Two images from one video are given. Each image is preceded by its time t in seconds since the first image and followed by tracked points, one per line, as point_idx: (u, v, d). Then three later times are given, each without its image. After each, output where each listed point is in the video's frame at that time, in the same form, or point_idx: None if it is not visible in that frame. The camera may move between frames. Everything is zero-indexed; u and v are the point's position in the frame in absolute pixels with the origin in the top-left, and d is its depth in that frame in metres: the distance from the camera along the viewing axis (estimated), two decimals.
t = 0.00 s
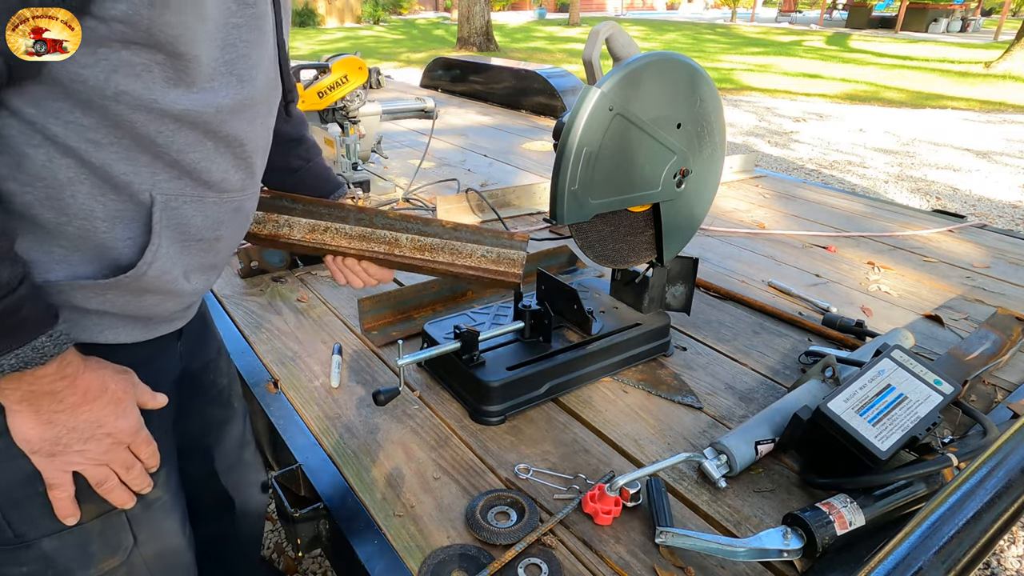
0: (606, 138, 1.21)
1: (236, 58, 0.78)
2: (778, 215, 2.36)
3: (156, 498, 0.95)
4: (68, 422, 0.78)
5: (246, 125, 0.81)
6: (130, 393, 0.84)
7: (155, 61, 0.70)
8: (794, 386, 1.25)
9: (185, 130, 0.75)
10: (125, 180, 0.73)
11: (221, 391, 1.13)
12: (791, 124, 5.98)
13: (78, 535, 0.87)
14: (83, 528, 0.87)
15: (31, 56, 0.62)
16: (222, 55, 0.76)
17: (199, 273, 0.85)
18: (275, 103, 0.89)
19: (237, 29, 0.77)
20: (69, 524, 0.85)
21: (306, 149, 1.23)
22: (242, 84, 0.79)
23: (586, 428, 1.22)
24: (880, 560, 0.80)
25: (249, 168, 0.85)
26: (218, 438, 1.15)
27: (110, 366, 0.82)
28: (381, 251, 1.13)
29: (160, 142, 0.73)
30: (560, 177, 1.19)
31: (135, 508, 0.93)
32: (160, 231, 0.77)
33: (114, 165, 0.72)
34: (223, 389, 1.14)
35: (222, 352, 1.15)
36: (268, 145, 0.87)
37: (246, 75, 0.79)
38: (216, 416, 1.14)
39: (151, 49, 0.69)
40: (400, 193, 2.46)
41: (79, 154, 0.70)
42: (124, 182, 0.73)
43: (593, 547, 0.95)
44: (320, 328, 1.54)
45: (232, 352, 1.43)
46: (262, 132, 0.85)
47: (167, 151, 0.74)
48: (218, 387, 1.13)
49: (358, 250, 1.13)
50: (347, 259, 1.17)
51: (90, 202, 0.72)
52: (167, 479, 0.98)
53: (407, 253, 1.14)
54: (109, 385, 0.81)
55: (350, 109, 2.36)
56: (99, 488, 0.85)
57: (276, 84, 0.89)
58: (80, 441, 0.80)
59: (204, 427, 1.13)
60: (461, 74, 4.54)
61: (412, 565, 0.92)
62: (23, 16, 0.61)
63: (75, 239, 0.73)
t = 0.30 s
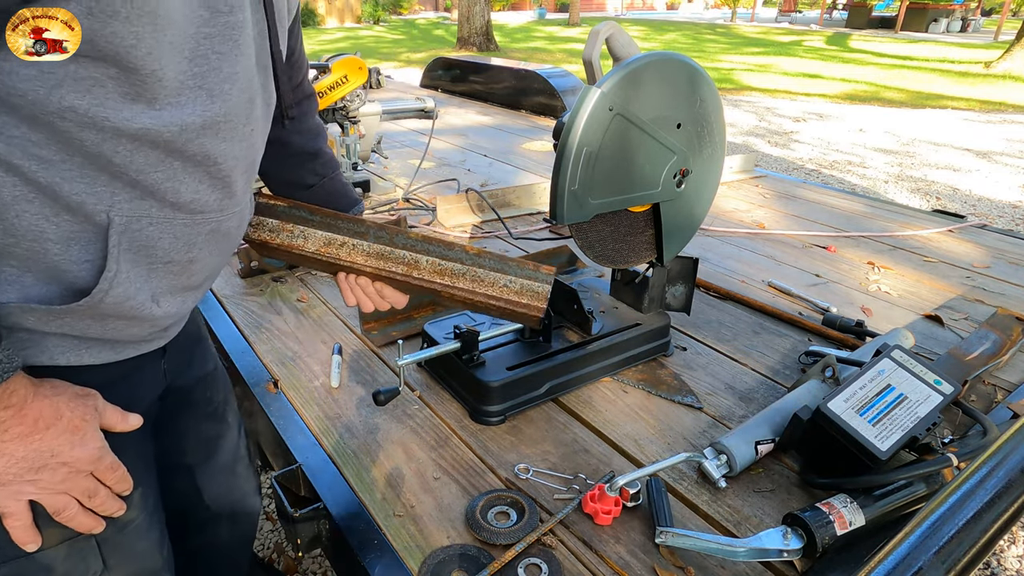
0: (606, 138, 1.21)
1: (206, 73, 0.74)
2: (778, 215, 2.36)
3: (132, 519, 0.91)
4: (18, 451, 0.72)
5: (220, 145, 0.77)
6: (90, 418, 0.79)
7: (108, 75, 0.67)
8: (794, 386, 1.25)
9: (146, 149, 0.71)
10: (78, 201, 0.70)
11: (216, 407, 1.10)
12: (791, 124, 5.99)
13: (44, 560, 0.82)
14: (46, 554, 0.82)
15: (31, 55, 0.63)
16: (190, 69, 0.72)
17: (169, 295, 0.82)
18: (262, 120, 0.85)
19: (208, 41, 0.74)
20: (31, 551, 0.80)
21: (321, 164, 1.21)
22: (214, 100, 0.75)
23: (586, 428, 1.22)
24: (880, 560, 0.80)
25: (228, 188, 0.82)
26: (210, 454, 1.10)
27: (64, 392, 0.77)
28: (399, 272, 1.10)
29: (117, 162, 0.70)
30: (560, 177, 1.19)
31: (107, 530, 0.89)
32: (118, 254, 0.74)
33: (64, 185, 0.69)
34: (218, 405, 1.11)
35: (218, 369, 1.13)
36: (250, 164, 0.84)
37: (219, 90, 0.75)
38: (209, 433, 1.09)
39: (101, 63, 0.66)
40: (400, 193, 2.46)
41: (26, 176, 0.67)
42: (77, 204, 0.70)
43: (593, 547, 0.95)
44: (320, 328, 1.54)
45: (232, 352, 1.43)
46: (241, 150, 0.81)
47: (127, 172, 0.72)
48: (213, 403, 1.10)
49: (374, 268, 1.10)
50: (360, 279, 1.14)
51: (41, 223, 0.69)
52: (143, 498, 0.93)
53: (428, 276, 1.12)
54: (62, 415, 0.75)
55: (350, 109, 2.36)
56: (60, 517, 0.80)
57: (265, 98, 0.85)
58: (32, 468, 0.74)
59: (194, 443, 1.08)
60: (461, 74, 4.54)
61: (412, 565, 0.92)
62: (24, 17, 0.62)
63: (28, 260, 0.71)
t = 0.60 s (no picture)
0: (606, 138, 1.21)
1: (185, 80, 0.73)
2: (778, 215, 2.36)
3: (119, 540, 0.90)
4: None
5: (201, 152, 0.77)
6: (69, 442, 0.77)
7: (76, 83, 0.65)
8: (794, 386, 1.25)
9: (122, 161, 0.71)
10: (49, 216, 0.69)
11: (212, 422, 1.09)
12: (791, 124, 5.99)
13: None
14: None
15: (31, 56, 0.62)
16: (166, 76, 0.72)
17: (152, 310, 0.82)
18: (248, 127, 0.85)
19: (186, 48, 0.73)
20: None
21: (319, 168, 1.19)
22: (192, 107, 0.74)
23: (586, 428, 1.22)
24: (880, 560, 0.80)
25: (213, 199, 0.82)
26: (206, 467, 1.09)
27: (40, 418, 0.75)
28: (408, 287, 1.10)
29: (90, 175, 0.69)
30: (560, 177, 1.19)
31: (93, 552, 0.87)
32: (95, 271, 0.73)
33: (32, 200, 0.68)
34: (215, 421, 1.10)
35: (215, 384, 1.11)
36: (235, 172, 0.83)
37: (200, 97, 0.75)
38: (205, 448, 1.08)
39: (70, 72, 0.64)
40: (400, 193, 2.46)
41: None
42: (48, 219, 0.69)
43: (593, 547, 0.95)
44: (320, 328, 1.54)
45: (232, 353, 1.43)
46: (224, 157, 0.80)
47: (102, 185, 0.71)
48: (210, 418, 1.09)
49: (378, 283, 1.09)
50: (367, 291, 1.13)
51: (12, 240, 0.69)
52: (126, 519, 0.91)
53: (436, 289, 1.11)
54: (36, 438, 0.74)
55: (350, 109, 2.36)
56: (37, 543, 0.78)
57: (251, 105, 0.85)
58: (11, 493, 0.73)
59: (191, 457, 1.07)
60: (461, 74, 4.54)
61: (412, 565, 0.92)
62: (24, 17, 0.60)
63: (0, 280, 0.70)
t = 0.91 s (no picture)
0: (606, 138, 1.21)
1: (186, 83, 0.74)
2: (778, 215, 2.36)
3: (121, 546, 0.90)
4: None
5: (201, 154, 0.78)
6: (71, 450, 0.77)
7: (75, 86, 0.64)
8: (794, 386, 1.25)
9: (122, 163, 0.70)
10: (49, 221, 0.68)
11: (209, 426, 1.09)
12: (791, 124, 5.99)
13: None
14: None
15: (31, 56, 0.60)
16: (166, 78, 0.72)
17: (152, 314, 0.83)
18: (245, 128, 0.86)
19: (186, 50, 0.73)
20: None
21: (310, 153, 1.19)
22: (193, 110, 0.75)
23: (585, 428, 1.22)
24: (880, 560, 0.80)
25: (213, 201, 0.83)
26: (206, 470, 1.09)
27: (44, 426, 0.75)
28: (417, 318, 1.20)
29: (90, 178, 0.69)
30: (560, 177, 1.19)
31: (97, 559, 0.87)
32: (97, 275, 0.73)
33: (32, 204, 0.67)
34: (212, 424, 1.10)
35: (212, 388, 1.12)
36: (233, 173, 0.84)
37: (199, 98, 0.75)
38: (204, 451, 1.08)
39: (69, 75, 0.63)
40: (400, 193, 2.46)
41: None
42: (48, 224, 0.69)
43: (593, 547, 0.95)
44: (320, 328, 1.54)
45: (232, 353, 1.43)
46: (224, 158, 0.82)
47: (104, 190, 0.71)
48: (208, 422, 1.09)
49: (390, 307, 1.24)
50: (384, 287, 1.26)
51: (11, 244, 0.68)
52: (128, 524, 0.91)
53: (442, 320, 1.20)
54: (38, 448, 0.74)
55: (350, 109, 2.36)
56: (41, 551, 0.79)
57: (248, 104, 0.86)
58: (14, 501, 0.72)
59: (189, 460, 1.07)
60: (461, 74, 4.54)
61: (412, 565, 0.92)
62: (23, 16, 0.59)
63: None
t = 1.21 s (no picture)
0: (606, 138, 1.21)
1: (203, 76, 0.74)
2: (778, 215, 2.36)
3: (138, 535, 0.83)
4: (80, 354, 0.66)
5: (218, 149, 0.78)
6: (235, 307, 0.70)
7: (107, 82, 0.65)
8: (794, 386, 1.25)
9: (147, 154, 0.70)
10: (81, 210, 0.68)
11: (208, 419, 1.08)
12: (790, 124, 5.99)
13: None
14: None
15: (31, 56, 0.61)
16: (184, 70, 0.72)
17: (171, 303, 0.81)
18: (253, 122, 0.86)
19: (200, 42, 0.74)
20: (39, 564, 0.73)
21: (294, 145, 1.19)
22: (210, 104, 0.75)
23: (585, 428, 1.22)
24: (880, 560, 0.80)
25: (229, 192, 0.83)
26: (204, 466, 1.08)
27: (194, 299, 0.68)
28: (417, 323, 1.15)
29: (121, 170, 0.68)
30: (560, 177, 1.19)
31: (116, 546, 0.81)
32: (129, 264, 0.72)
33: (66, 195, 0.66)
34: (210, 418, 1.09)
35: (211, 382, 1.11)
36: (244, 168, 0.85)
37: (216, 90, 0.76)
38: (203, 447, 1.08)
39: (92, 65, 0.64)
40: (400, 193, 2.46)
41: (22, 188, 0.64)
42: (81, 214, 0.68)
43: (593, 547, 0.95)
44: (321, 328, 1.54)
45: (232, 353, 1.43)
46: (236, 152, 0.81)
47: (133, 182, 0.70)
48: (205, 415, 1.08)
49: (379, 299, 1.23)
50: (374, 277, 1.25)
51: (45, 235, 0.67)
52: (145, 515, 0.85)
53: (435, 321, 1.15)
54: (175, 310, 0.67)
55: (350, 109, 2.36)
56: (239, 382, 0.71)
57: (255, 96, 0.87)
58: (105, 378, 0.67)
59: (189, 455, 1.06)
60: (461, 74, 4.53)
61: (412, 565, 0.92)
62: (23, 16, 0.59)
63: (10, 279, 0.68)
